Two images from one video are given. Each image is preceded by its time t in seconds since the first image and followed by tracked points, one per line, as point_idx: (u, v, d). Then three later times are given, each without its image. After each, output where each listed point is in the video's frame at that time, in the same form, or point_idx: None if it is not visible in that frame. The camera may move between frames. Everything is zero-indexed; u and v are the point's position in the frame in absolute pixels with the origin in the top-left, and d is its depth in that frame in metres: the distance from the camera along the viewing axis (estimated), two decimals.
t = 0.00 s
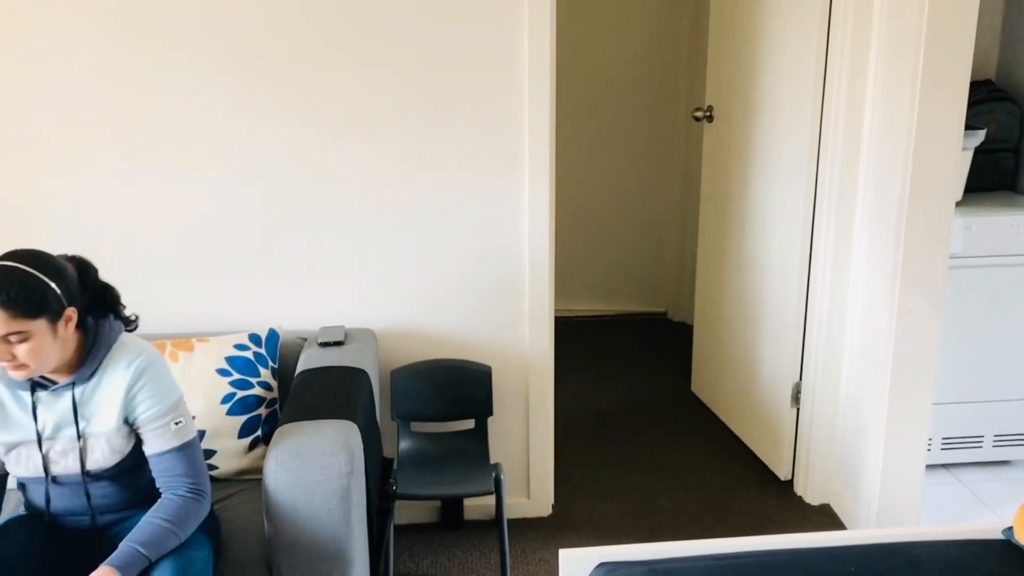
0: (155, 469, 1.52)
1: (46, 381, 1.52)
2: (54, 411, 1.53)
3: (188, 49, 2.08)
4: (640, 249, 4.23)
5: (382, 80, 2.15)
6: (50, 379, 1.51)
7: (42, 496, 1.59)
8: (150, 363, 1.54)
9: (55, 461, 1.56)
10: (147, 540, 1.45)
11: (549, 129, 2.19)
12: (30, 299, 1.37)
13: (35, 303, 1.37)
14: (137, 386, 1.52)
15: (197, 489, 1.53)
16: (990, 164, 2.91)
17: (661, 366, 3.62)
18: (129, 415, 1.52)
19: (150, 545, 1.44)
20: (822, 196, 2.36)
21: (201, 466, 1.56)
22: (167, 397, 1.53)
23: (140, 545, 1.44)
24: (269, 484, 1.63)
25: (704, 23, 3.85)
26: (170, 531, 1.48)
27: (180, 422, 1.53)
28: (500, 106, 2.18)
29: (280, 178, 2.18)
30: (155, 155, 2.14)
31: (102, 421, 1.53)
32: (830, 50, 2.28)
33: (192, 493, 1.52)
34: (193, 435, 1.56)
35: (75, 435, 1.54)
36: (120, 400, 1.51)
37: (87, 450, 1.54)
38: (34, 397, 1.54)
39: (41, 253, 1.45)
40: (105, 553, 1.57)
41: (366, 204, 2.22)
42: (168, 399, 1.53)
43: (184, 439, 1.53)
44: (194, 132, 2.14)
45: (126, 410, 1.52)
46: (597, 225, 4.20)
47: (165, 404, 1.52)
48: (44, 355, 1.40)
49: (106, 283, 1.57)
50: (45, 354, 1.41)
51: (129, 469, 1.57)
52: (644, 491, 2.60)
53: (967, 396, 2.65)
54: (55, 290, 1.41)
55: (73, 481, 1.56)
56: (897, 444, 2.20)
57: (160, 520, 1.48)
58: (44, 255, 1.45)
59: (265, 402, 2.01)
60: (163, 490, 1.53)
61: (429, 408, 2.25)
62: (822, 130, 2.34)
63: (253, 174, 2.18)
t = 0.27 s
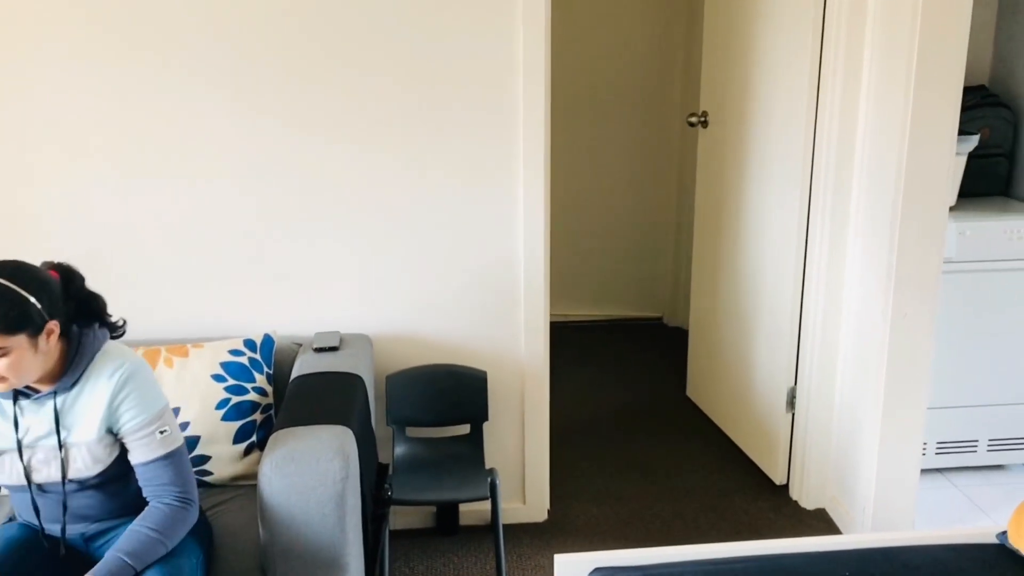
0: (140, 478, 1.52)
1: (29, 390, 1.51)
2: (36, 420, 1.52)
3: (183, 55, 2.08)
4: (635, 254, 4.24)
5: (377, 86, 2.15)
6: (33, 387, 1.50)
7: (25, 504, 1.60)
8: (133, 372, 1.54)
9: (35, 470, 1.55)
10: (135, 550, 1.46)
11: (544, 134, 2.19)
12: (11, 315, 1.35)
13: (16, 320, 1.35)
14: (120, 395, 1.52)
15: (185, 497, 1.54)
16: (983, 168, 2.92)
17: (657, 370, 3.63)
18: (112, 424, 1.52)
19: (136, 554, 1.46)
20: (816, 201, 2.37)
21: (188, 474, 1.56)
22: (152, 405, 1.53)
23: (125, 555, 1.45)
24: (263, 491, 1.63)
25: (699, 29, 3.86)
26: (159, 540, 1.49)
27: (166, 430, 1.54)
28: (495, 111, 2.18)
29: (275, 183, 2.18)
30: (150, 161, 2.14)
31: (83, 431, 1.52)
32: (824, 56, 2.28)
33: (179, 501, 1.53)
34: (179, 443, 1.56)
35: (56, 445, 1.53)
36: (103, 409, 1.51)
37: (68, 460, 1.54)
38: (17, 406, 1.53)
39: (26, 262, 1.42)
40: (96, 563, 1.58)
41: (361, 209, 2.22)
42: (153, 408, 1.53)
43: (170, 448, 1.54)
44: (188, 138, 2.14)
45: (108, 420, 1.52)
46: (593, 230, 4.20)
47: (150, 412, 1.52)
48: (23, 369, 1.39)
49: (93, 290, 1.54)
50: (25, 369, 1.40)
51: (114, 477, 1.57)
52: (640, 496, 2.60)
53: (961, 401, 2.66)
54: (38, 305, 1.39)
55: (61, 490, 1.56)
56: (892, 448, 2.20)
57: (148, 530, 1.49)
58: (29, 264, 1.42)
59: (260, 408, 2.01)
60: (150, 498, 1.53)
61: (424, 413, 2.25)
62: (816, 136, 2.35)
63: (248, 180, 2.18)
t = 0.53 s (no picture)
0: (133, 482, 1.51)
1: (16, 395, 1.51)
2: (23, 425, 1.52)
3: (178, 59, 2.08)
4: (632, 256, 4.24)
5: (373, 88, 2.15)
6: (19, 392, 1.50)
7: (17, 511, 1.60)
8: (118, 376, 1.52)
9: (25, 476, 1.55)
10: (131, 554, 1.46)
11: (540, 137, 2.19)
12: None
13: None
14: (106, 399, 1.50)
15: (179, 499, 1.53)
16: (979, 171, 2.92)
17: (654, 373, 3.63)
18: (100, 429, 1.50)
19: (133, 558, 1.45)
20: (812, 203, 2.37)
21: (181, 475, 1.55)
22: (139, 409, 1.51)
23: (122, 559, 1.45)
24: (259, 494, 1.63)
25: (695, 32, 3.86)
26: (154, 544, 1.48)
27: (155, 434, 1.52)
28: (491, 114, 2.19)
29: (271, 186, 2.18)
30: (146, 164, 2.14)
31: (70, 436, 1.51)
32: (819, 58, 2.29)
33: (173, 503, 1.52)
34: (171, 445, 1.54)
35: (43, 450, 1.52)
36: (90, 415, 1.49)
37: (56, 465, 1.53)
38: (4, 411, 1.53)
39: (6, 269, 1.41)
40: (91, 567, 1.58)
41: (357, 212, 2.22)
42: (141, 412, 1.51)
43: (161, 451, 1.52)
44: (184, 141, 2.14)
45: (95, 425, 1.50)
46: (589, 233, 4.20)
47: (139, 416, 1.50)
48: (5, 377, 1.38)
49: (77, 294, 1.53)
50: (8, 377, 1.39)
51: (104, 482, 1.56)
52: (637, 498, 2.60)
53: (958, 403, 2.66)
54: (18, 315, 1.37)
55: (51, 496, 1.55)
56: (889, 450, 2.20)
57: (143, 533, 1.48)
58: (10, 272, 1.40)
59: (256, 411, 2.01)
60: (144, 502, 1.52)
61: (421, 415, 2.24)
62: (812, 139, 2.35)
63: (244, 183, 2.17)
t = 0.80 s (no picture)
0: (127, 482, 1.51)
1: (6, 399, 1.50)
2: (15, 429, 1.52)
3: (178, 59, 2.08)
4: (630, 257, 4.24)
5: (371, 89, 2.15)
6: (9, 396, 1.49)
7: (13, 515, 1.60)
8: (109, 376, 1.52)
9: (22, 480, 1.55)
10: (128, 555, 1.46)
11: (539, 138, 2.19)
12: None
13: None
14: (98, 400, 1.50)
15: (175, 498, 1.53)
16: (977, 171, 2.92)
17: (653, 373, 3.63)
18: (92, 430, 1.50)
19: (130, 560, 1.46)
20: (810, 203, 2.38)
21: (176, 474, 1.55)
22: (131, 409, 1.51)
23: (119, 560, 1.45)
24: (258, 494, 1.63)
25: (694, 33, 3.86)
26: (150, 544, 1.49)
27: (148, 433, 1.52)
28: (490, 115, 2.19)
29: (270, 187, 2.18)
30: (145, 165, 2.14)
31: (63, 438, 1.51)
32: (818, 59, 2.29)
33: (168, 503, 1.52)
34: (164, 444, 1.54)
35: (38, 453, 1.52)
36: (82, 417, 1.49)
37: (51, 467, 1.53)
38: None
39: None
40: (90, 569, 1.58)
41: (356, 213, 2.22)
42: (133, 412, 1.51)
43: (154, 450, 1.52)
44: (183, 142, 2.14)
45: (87, 426, 1.50)
46: (588, 233, 4.20)
47: (131, 416, 1.50)
48: None
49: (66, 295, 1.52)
50: None
51: (98, 484, 1.56)
52: (636, 499, 2.60)
53: (956, 403, 2.66)
54: (4, 319, 1.37)
55: (48, 499, 1.55)
56: (887, 451, 2.20)
57: (140, 534, 1.49)
58: None
59: (255, 412, 2.01)
60: (139, 502, 1.52)
61: (420, 416, 2.24)
62: (810, 140, 2.36)
63: (243, 184, 2.18)
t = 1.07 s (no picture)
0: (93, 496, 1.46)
1: None
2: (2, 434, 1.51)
3: (179, 60, 2.09)
4: (631, 257, 4.24)
5: (373, 90, 2.15)
6: None
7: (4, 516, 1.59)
8: (86, 386, 1.48)
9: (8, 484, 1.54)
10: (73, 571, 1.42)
11: (540, 138, 2.20)
12: None
13: None
14: (72, 410, 1.47)
15: (135, 518, 1.46)
16: (978, 172, 2.92)
17: (653, 374, 3.63)
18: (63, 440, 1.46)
19: None
20: (811, 203, 2.38)
21: (143, 493, 1.48)
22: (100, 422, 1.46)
23: None
24: (259, 495, 1.63)
25: (694, 33, 3.87)
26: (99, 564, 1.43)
27: (117, 447, 1.46)
28: (491, 115, 2.19)
29: (271, 188, 2.19)
30: (147, 166, 2.14)
31: (40, 446, 1.48)
32: (818, 59, 2.29)
33: (127, 522, 1.46)
34: (136, 458, 1.48)
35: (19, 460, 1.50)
36: (55, 424, 1.46)
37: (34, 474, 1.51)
38: None
39: None
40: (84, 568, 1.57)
41: (357, 213, 2.22)
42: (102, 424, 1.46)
43: (120, 466, 1.46)
44: (185, 142, 2.14)
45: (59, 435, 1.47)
46: (589, 234, 4.20)
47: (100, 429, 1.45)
48: None
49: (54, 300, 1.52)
50: None
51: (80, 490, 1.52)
52: (636, 499, 2.60)
53: (957, 404, 2.66)
54: None
55: (33, 503, 1.54)
56: (888, 451, 2.21)
57: (93, 551, 1.44)
58: None
59: (256, 412, 2.01)
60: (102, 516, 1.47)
61: (420, 417, 2.25)
62: (810, 140, 2.36)
63: (244, 185, 2.18)
